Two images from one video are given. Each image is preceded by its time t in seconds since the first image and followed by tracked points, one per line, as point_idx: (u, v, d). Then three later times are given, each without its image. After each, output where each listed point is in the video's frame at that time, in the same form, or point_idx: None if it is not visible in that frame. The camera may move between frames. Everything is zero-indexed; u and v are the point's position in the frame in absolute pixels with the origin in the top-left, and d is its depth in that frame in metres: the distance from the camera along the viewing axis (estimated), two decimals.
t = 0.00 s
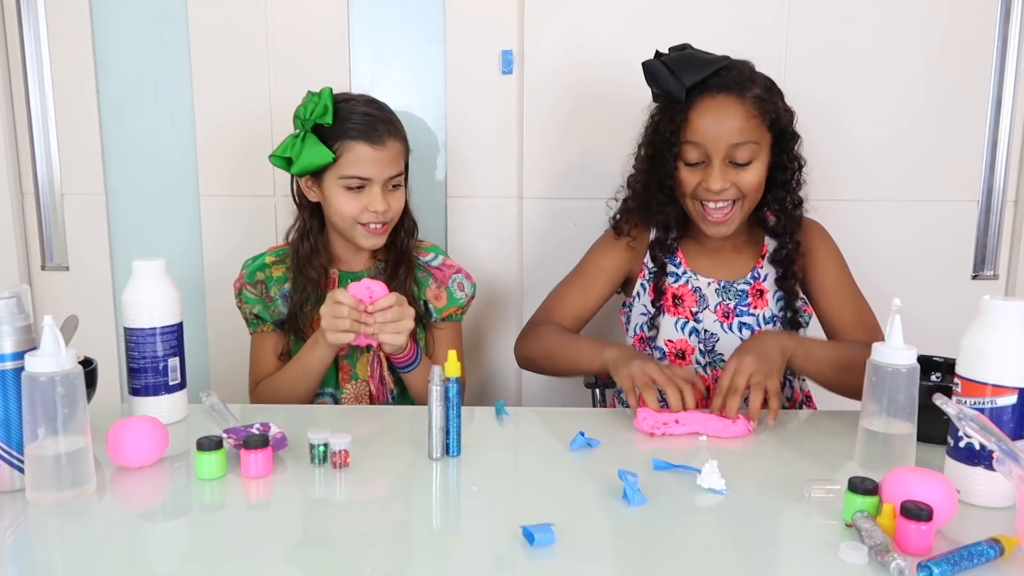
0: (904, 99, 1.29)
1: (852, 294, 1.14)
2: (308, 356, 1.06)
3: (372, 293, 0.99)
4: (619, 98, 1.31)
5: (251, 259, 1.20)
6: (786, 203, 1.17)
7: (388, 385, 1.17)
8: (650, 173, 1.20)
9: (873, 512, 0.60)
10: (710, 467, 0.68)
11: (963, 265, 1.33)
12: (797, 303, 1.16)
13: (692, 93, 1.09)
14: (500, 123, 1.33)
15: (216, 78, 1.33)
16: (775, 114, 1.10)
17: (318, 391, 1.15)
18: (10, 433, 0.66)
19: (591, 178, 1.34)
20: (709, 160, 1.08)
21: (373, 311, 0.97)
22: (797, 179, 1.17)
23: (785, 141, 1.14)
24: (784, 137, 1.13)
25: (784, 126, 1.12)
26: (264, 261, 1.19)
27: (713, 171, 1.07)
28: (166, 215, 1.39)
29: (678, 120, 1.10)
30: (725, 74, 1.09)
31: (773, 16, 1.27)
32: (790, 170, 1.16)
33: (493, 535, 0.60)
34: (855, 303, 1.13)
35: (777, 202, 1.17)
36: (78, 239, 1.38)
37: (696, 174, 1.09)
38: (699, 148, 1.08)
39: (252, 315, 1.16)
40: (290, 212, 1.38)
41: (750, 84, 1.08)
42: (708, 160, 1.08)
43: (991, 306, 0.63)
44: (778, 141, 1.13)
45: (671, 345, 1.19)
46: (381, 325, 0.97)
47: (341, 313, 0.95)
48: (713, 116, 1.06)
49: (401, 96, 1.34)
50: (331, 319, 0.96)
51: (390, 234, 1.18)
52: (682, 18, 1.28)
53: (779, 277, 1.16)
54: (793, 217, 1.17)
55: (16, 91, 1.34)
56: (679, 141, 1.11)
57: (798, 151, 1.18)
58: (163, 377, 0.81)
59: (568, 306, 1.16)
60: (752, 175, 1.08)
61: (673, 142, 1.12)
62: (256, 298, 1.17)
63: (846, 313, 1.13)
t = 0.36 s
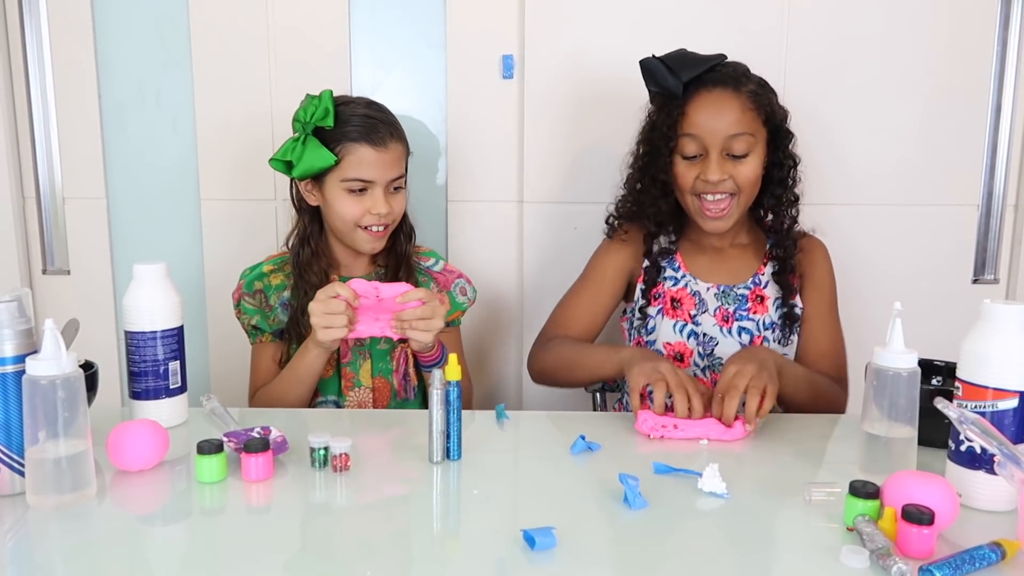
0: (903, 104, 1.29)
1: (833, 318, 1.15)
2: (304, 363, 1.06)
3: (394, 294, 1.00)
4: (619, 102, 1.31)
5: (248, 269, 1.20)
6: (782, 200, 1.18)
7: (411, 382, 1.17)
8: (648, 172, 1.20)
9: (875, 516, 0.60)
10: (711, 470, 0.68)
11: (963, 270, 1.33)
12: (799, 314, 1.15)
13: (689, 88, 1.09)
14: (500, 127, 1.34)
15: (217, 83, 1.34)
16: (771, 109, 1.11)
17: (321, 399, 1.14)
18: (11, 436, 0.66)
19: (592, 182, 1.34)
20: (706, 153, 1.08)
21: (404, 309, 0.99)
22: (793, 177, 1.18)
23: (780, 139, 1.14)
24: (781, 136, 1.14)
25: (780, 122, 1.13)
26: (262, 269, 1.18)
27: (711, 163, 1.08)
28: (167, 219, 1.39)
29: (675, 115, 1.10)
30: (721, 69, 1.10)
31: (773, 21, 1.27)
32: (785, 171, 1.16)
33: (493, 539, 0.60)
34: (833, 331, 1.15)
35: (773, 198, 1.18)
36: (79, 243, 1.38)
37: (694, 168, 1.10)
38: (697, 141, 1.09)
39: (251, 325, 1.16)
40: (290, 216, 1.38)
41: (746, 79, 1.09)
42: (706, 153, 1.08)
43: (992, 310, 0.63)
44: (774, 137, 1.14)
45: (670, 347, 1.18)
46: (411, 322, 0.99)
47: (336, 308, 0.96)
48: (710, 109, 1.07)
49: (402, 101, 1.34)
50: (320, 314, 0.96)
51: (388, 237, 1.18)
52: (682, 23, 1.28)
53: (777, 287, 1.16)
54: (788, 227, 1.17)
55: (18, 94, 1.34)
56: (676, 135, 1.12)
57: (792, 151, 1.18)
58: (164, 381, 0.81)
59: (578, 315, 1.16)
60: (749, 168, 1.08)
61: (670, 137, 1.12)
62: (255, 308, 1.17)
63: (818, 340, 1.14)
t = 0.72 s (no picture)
0: (903, 103, 1.29)
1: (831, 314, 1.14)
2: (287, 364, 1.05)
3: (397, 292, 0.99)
4: (618, 103, 1.31)
5: (244, 272, 1.20)
6: (785, 207, 1.18)
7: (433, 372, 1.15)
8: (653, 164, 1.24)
9: (874, 514, 0.60)
10: (711, 469, 0.68)
11: (963, 269, 1.33)
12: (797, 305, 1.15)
13: (688, 76, 1.15)
14: (500, 127, 1.34)
15: (217, 83, 1.34)
16: (765, 108, 1.13)
17: (320, 402, 1.15)
18: (10, 435, 0.66)
19: (591, 181, 1.34)
20: (687, 131, 1.12)
21: (423, 304, 0.99)
22: (794, 183, 1.18)
23: (778, 141, 1.15)
24: (779, 140, 1.14)
25: (777, 123, 1.14)
26: (258, 273, 1.18)
27: (688, 139, 1.11)
28: (167, 219, 1.39)
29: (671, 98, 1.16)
30: (723, 66, 1.14)
31: (772, 21, 1.27)
32: (790, 172, 1.17)
33: (493, 538, 0.60)
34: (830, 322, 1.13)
35: (778, 205, 1.18)
36: (79, 243, 1.38)
37: (674, 145, 1.14)
38: (681, 119, 1.13)
39: (246, 330, 1.17)
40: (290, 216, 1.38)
41: (744, 75, 1.13)
42: (688, 131, 1.12)
43: (992, 307, 0.63)
44: (771, 137, 1.14)
45: (669, 341, 1.17)
46: (435, 318, 1.00)
47: (309, 307, 0.95)
48: (697, 91, 1.12)
49: (401, 102, 1.34)
50: (295, 312, 0.95)
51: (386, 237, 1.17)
52: (681, 23, 1.28)
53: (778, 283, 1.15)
54: (788, 228, 1.17)
55: (17, 95, 1.34)
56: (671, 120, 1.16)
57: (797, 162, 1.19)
58: (163, 380, 0.81)
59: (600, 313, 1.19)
60: (725, 152, 1.10)
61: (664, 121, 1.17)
62: (250, 313, 1.17)
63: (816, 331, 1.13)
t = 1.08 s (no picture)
0: (902, 104, 1.29)
1: (824, 326, 1.13)
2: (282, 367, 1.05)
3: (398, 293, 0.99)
4: (618, 105, 1.31)
5: (244, 273, 1.20)
6: (775, 197, 1.18)
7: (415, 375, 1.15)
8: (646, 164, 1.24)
9: (874, 516, 0.60)
10: (710, 471, 0.68)
11: (962, 270, 1.33)
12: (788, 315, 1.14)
13: (672, 72, 1.16)
14: (499, 128, 1.34)
15: (217, 84, 1.34)
16: (750, 94, 1.12)
17: (320, 402, 1.14)
18: (8, 437, 0.66)
19: (591, 182, 1.34)
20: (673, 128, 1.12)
21: (436, 304, 1.00)
22: (785, 173, 1.17)
23: (765, 128, 1.14)
24: (768, 126, 1.14)
25: (765, 109, 1.13)
26: (259, 274, 1.18)
27: (675, 134, 1.11)
28: (166, 220, 1.39)
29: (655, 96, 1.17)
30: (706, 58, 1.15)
31: (772, 22, 1.27)
32: (784, 161, 1.17)
33: (492, 540, 0.60)
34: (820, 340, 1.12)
35: (767, 192, 1.18)
36: (79, 245, 1.38)
37: (662, 142, 1.14)
38: (667, 117, 1.14)
39: (246, 330, 1.17)
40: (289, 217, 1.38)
41: (730, 65, 1.13)
42: (674, 128, 1.12)
43: (991, 309, 0.63)
44: (760, 124, 1.13)
45: (656, 351, 1.18)
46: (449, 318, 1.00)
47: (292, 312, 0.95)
48: (679, 87, 1.12)
49: (401, 103, 1.34)
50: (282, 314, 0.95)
51: (380, 241, 1.17)
52: (681, 24, 1.28)
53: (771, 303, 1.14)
54: (784, 224, 1.17)
55: (17, 96, 1.34)
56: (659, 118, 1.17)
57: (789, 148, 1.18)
58: (162, 382, 0.81)
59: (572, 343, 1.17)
60: (712, 144, 1.10)
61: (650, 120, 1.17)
62: (249, 315, 1.17)
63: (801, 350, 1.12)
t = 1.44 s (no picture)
0: (900, 105, 1.29)
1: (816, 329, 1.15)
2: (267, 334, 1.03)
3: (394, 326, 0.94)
4: (617, 107, 1.32)
5: (247, 250, 1.20)
6: (760, 188, 1.17)
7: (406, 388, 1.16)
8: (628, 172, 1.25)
9: (871, 518, 0.60)
10: (707, 473, 0.68)
11: (960, 272, 1.33)
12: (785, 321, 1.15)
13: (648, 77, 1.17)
14: (497, 130, 1.34)
15: (215, 85, 1.34)
16: (728, 88, 1.13)
17: (319, 396, 1.14)
18: (6, 439, 0.66)
19: (589, 183, 1.34)
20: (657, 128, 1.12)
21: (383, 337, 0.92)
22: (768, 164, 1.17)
23: (746, 120, 1.14)
24: (747, 120, 1.15)
25: (744, 103, 1.14)
26: (266, 253, 1.20)
27: (659, 134, 1.11)
28: (164, 222, 1.39)
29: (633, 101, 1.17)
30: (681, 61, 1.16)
31: (770, 24, 1.27)
32: (767, 155, 1.17)
33: (489, 542, 0.60)
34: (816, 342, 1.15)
35: (750, 184, 1.18)
36: (78, 246, 1.38)
37: (646, 143, 1.13)
38: (649, 118, 1.13)
39: (248, 293, 1.14)
40: (288, 218, 1.38)
41: (704, 66, 1.14)
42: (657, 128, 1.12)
43: (988, 311, 0.63)
44: (742, 118, 1.14)
45: (652, 361, 1.18)
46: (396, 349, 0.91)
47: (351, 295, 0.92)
48: (658, 89, 1.13)
49: (400, 104, 1.34)
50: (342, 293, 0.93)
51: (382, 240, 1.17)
52: (679, 26, 1.28)
53: (764, 296, 1.14)
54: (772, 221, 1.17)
55: (16, 98, 1.34)
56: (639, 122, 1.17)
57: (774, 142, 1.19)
58: (160, 384, 0.81)
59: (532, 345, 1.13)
60: (698, 139, 1.09)
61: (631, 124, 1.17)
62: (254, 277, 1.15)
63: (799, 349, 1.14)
